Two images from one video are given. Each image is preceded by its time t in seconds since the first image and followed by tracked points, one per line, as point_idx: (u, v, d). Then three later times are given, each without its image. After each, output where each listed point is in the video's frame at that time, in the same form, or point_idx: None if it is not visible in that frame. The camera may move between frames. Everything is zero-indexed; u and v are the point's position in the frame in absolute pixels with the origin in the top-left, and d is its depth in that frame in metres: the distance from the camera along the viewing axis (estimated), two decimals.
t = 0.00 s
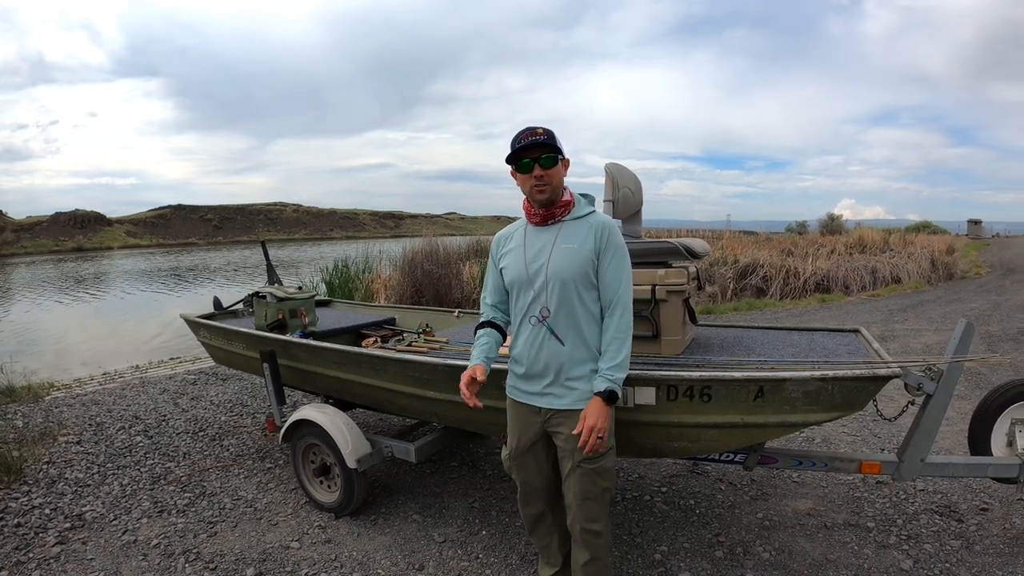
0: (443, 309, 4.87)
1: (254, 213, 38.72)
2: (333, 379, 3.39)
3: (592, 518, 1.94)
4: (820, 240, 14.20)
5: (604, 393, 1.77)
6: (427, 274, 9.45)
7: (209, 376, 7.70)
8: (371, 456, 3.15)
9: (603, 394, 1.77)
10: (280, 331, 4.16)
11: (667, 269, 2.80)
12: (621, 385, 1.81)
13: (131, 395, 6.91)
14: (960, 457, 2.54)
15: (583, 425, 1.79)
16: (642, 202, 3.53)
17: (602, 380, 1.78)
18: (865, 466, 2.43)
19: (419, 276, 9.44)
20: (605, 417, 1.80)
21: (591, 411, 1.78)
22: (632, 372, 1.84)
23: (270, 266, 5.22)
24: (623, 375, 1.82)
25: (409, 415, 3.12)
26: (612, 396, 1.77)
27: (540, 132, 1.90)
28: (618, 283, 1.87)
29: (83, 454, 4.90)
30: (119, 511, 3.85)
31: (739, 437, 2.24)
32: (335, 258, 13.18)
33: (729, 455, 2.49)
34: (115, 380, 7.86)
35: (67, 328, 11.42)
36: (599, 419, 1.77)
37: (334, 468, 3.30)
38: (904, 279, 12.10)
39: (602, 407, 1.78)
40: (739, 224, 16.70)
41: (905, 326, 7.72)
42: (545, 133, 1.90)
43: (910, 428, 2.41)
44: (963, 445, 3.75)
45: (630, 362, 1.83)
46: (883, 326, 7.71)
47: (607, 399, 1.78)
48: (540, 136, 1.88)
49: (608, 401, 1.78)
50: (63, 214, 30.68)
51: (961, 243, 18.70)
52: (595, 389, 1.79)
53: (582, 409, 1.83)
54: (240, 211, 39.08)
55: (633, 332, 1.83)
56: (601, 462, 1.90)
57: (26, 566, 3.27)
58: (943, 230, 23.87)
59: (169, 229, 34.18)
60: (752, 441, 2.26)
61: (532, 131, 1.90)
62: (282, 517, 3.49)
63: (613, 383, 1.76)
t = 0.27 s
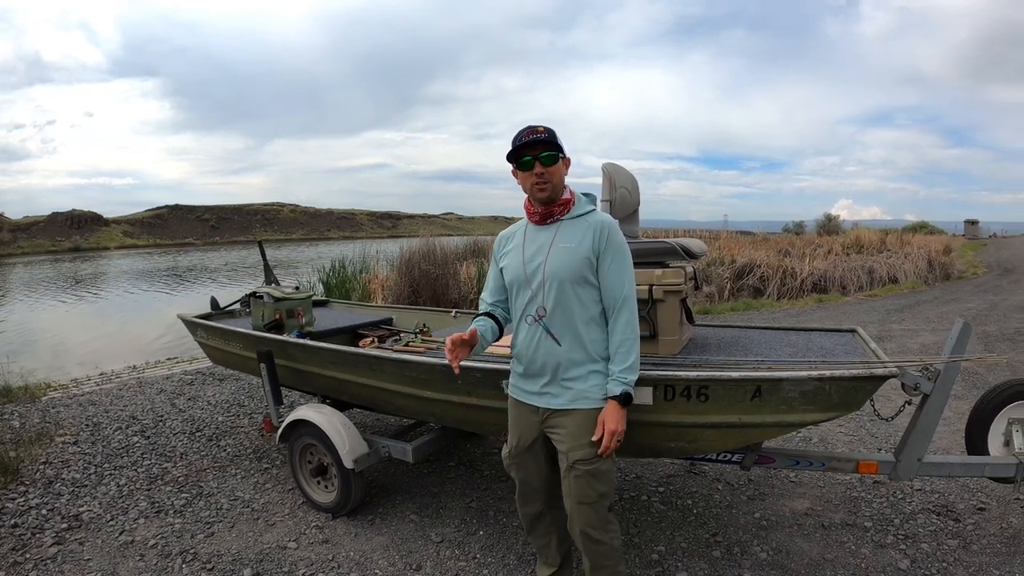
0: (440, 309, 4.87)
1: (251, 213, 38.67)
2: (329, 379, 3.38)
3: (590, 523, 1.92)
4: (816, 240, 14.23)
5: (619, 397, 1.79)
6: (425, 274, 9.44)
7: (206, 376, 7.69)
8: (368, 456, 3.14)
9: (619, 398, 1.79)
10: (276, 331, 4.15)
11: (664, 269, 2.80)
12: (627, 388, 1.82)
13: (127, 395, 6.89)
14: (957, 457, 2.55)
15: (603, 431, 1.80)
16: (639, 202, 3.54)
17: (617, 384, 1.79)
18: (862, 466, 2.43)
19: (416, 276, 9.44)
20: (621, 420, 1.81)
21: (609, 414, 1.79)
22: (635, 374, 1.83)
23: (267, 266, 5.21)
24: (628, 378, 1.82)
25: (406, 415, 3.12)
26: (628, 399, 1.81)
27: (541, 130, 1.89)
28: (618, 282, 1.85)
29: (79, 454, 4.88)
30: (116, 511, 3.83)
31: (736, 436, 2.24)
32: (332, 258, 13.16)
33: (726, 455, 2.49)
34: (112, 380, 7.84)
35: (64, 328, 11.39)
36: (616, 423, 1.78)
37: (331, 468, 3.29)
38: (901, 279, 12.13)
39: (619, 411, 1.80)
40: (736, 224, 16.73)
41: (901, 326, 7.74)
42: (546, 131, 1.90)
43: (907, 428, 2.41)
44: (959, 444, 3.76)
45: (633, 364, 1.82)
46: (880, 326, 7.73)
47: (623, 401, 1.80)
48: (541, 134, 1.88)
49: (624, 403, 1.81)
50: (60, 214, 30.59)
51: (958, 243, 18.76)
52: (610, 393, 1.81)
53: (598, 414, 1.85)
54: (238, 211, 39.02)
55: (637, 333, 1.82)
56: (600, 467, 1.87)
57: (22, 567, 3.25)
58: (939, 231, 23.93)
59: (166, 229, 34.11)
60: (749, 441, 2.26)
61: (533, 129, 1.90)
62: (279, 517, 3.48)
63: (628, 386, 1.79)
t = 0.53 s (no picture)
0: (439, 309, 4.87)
1: (251, 213, 38.67)
2: (329, 379, 3.37)
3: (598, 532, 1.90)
4: (816, 240, 14.23)
5: (625, 408, 1.76)
6: (424, 274, 9.45)
7: (205, 376, 7.69)
8: (368, 456, 3.14)
9: (624, 409, 1.76)
10: (276, 331, 4.15)
11: (663, 269, 2.81)
12: (633, 399, 1.77)
13: (127, 396, 6.89)
14: (956, 457, 2.55)
15: (606, 441, 1.79)
16: (638, 202, 3.54)
17: (623, 394, 1.76)
18: (862, 466, 2.43)
19: (415, 276, 9.44)
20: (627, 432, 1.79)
21: (613, 425, 1.77)
22: (643, 385, 1.79)
23: (266, 266, 5.20)
24: (634, 389, 1.78)
25: (405, 415, 3.12)
26: (635, 410, 1.78)
27: (556, 130, 1.90)
28: (629, 289, 1.81)
29: (79, 454, 4.88)
30: (116, 511, 3.83)
31: (735, 436, 2.24)
32: (331, 258, 13.17)
33: (725, 455, 2.49)
34: (111, 380, 7.84)
35: (63, 327, 11.38)
36: (620, 436, 1.77)
37: (330, 468, 3.29)
38: (900, 279, 12.14)
39: (624, 423, 1.78)
40: (735, 224, 16.73)
41: (901, 326, 7.74)
42: (562, 131, 1.90)
43: (906, 428, 2.41)
44: (959, 444, 3.76)
45: (641, 375, 1.78)
46: (880, 326, 7.73)
47: (629, 413, 1.77)
48: (555, 133, 1.88)
49: (630, 415, 1.78)
50: (59, 214, 30.59)
51: (957, 243, 18.76)
52: (616, 403, 1.78)
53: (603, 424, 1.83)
54: (237, 211, 39.02)
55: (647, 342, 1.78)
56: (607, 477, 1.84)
57: (22, 567, 3.25)
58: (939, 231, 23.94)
59: (165, 228, 34.11)
60: (748, 441, 2.26)
61: (548, 128, 1.91)
62: (279, 517, 3.48)
63: (635, 398, 1.75)
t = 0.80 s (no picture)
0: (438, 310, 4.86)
1: (250, 213, 38.66)
2: (328, 379, 3.37)
3: (620, 541, 1.80)
4: (815, 240, 14.24)
5: (641, 423, 1.62)
6: (423, 274, 9.44)
7: (204, 376, 7.69)
8: (367, 456, 3.14)
9: (640, 424, 1.62)
10: (275, 331, 4.15)
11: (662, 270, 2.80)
12: (652, 415, 1.64)
13: (126, 396, 6.89)
14: (954, 457, 2.55)
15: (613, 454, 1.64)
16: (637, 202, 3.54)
17: (640, 408, 1.63)
18: (860, 466, 2.43)
19: (414, 276, 9.45)
20: (637, 449, 1.64)
21: (623, 438, 1.63)
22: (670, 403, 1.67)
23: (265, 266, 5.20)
24: (655, 405, 1.64)
25: (404, 415, 3.11)
26: (651, 427, 1.63)
27: (601, 125, 1.78)
28: (665, 301, 1.70)
29: (78, 454, 4.88)
30: (115, 511, 3.83)
31: (735, 436, 2.24)
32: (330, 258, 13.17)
33: (724, 455, 2.48)
34: (110, 380, 7.84)
35: (62, 327, 11.40)
36: (630, 452, 1.62)
37: (329, 468, 3.28)
38: (899, 279, 12.15)
39: (635, 437, 1.62)
40: (734, 224, 16.74)
41: (899, 326, 7.75)
42: (605, 126, 1.79)
43: (904, 428, 2.41)
44: (957, 444, 3.77)
45: (669, 393, 1.66)
46: (878, 325, 7.73)
47: (646, 428, 1.63)
48: (600, 129, 1.77)
49: (645, 431, 1.63)
50: (58, 214, 30.58)
51: (956, 243, 18.77)
52: (633, 417, 1.65)
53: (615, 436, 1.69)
54: (236, 211, 39.01)
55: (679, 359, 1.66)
56: (632, 488, 1.73)
57: (21, 567, 3.24)
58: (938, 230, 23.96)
59: (164, 228, 34.10)
60: (746, 441, 2.27)
61: (593, 123, 1.80)
62: (278, 517, 3.48)
63: (654, 413, 1.61)
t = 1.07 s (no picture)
0: (437, 310, 4.86)
1: (249, 213, 38.64)
2: (327, 379, 3.37)
3: (630, 546, 1.71)
4: (814, 240, 14.25)
5: (674, 448, 1.54)
6: (422, 274, 9.45)
7: (204, 376, 7.69)
8: (366, 456, 3.14)
9: (672, 449, 1.54)
10: (274, 331, 4.15)
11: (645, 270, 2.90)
12: (685, 437, 1.55)
13: (125, 396, 6.88)
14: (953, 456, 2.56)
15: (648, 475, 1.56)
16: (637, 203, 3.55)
17: (671, 432, 1.54)
18: (859, 465, 2.44)
19: (413, 276, 9.45)
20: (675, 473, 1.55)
21: (658, 459, 1.55)
22: (697, 425, 1.56)
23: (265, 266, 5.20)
24: (686, 428, 1.55)
25: (403, 415, 3.11)
26: (685, 449, 1.55)
27: (587, 133, 1.69)
28: (687, 315, 1.56)
29: (77, 454, 4.88)
30: (114, 511, 3.83)
31: (736, 436, 2.24)
32: (329, 258, 13.16)
33: (723, 455, 2.48)
34: (109, 380, 7.84)
35: (61, 327, 11.40)
36: (664, 474, 1.53)
37: (329, 468, 3.28)
38: (898, 279, 12.16)
39: (671, 462, 1.54)
40: (733, 224, 16.75)
41: (898, 326, 7.76)
42: (594, 132, 1.67)
43: (903, 429, 2.42)
44: (956, 443, 3.77)
45: (695, 413, 1.55)
46: (877, 325, 7.74)
47: (679, 452, 1.55)
48: (584, 139, 1.68)
49: (679, 454, 1.55)
50: (57, 214, 30.58)
51: (955, 244, 18.79)
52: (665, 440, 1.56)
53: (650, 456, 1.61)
54: (235, 211, 39.00)
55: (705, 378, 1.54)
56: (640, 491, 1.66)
57: (20, 567, 3.24)
58: (937, 230, 24.00)
59: (163, 228, 34.09)
60: (746, 440, 2.27)
61: (583, 132, 1.72)
62: (277, 517, 3.48)
63: (686, 436, 1.52)
